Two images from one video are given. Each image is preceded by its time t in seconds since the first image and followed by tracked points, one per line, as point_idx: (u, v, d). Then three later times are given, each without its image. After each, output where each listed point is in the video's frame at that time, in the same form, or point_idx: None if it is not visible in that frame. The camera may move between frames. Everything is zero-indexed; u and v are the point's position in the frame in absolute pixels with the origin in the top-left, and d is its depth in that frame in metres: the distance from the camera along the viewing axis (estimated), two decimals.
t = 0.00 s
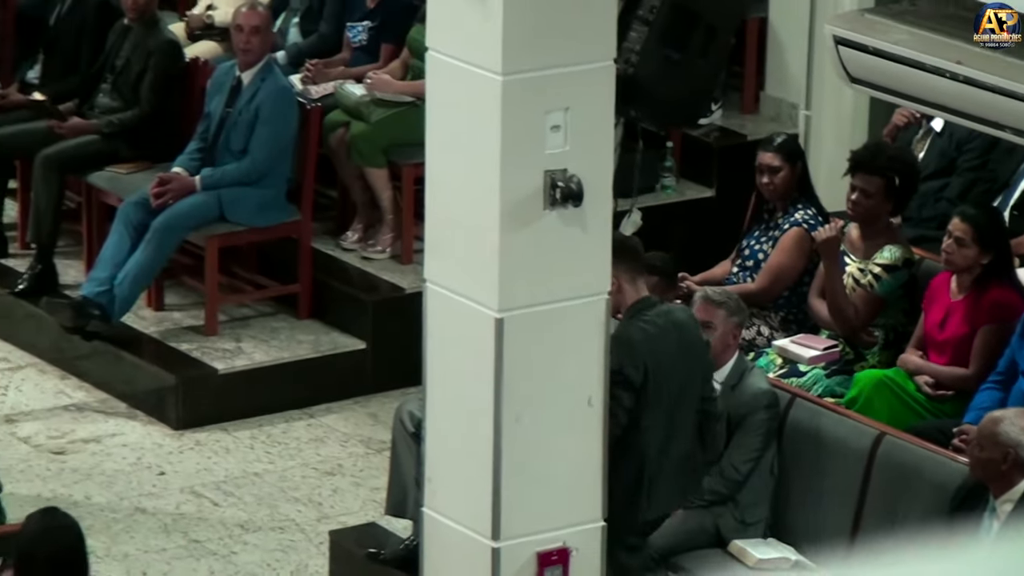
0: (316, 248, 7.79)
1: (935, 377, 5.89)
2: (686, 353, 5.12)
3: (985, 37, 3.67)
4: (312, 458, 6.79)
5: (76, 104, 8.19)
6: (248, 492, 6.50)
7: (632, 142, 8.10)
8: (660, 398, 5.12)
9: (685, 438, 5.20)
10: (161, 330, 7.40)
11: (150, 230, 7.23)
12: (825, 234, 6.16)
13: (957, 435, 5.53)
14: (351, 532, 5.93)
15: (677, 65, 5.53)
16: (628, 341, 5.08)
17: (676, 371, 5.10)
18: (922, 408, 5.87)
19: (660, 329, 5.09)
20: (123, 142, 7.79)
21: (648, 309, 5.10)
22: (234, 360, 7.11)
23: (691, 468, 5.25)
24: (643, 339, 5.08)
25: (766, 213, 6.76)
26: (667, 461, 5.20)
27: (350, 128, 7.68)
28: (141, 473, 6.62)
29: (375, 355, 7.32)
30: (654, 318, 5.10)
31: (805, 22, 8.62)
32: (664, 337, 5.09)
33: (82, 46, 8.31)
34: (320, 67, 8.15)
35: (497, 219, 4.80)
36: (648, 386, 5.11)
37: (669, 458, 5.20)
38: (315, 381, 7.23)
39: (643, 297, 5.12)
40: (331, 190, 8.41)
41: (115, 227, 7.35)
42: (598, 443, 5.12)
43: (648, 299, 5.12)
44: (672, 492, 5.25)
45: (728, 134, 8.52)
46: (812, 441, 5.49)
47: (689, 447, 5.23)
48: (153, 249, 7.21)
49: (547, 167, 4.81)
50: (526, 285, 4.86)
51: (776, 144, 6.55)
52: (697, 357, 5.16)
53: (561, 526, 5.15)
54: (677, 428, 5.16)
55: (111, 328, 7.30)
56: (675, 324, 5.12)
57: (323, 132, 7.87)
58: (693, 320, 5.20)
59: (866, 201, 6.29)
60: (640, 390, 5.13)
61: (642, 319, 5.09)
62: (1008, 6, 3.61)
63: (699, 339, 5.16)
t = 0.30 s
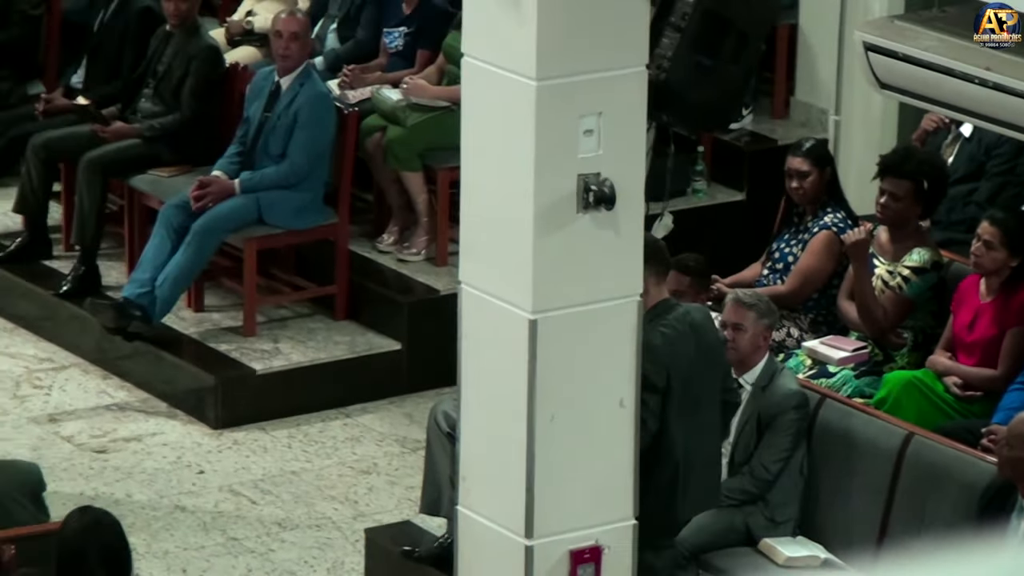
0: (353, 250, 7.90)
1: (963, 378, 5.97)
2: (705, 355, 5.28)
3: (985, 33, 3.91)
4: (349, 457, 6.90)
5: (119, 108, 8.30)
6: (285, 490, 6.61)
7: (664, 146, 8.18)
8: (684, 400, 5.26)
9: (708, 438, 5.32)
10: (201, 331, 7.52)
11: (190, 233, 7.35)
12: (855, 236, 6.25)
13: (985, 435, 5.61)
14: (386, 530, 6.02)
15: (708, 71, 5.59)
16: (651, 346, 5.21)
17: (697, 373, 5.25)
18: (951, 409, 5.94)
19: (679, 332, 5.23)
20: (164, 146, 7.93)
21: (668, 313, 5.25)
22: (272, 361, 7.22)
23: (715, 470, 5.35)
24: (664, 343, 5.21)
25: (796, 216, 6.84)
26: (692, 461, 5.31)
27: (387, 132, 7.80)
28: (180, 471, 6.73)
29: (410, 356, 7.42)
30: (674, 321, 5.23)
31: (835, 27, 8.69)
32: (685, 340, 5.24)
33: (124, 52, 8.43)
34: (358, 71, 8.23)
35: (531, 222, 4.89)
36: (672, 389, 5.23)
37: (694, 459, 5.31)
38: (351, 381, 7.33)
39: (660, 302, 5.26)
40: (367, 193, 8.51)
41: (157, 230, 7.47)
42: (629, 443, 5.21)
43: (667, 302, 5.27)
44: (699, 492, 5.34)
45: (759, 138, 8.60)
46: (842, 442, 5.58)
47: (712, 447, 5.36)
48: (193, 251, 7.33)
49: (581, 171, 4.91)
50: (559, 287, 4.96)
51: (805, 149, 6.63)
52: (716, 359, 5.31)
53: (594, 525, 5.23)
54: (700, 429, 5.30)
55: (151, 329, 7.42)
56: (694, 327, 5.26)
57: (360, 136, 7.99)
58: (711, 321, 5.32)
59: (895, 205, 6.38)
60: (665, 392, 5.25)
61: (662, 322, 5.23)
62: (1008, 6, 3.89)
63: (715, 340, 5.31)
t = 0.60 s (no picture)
0: (383, 246, 7.91)
1: (996, 374, 5.96)
2: (729, 351, 5.31)
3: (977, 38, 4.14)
4: (379, 452, 6.91)
5: (152, 104, 8.33)
6: (316, 485, 6.62)
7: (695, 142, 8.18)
8: (709, 395, 5.28)
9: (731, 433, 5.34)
10: (232, 326, 7.54)
11: (221, 229, 7.36)
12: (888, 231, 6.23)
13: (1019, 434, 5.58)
14: (416, 525, 6.04)
15: (740, 66, 5.52)
16: (677, 342, 5.22)
17: (721, 367, 5.28)
18: (983, 406, 5.93)
19: (706, 329, 5.25)
20: (195, 141, 7.94)
21: (694, 308, 5.26)
22: (303, 357, 7.23)
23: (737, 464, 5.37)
24: (691, 338, 5.22)
25: (827, 212, 6.82)
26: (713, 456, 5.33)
27: (417, 128, 7.81)
28: (212, 467, 6.75)
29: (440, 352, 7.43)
30: (700, 317, 5.25)
31: (866, 23, 8.66)
32: (709, 334, 5.26)
33: (156, 49, 8.45)
34: (388, 68, 8.25)
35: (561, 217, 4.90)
36: (697, 385, 5.25)
37: (717, 453, 5.33)
38: (382, 377, 7.34)
39: (689, 296, 5.26)
40: (397, 189, 8.52)
41: (188, 226, 7.49)
42: (659, 439, 5.21)
43: (694, 298, 5.28)
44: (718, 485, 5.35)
45: (790, 134, 8.59)
46: (873, 439, 5.57)
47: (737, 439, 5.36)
48: (224, 247, 7.35)
49: (611, 167, 4.91)
50: (589, 284, 4.96)
51: (836, 145, 6.61)
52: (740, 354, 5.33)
53: (622, 521, 5.23)
54: (722, 423, 5.32)
55: (183, 324, 7.45)
56: (720, 322, 5.29)
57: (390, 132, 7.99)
58: (737, 317, 5.35)
59: (927, 201, 6.35)
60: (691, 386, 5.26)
61: (690, 318, 5.24)
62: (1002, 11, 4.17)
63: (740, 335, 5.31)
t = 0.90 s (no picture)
0: (407, 239, 7.92)
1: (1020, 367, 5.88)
2: (749, 337, 5.28)
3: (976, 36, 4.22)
4: (402, 445, 6.92)
5: (176, 96, 8.39)
6: (339, 478, 6.64)
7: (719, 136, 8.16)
8: (729, 384, 5.28)
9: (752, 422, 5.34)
10: (255, 319, 7.56)
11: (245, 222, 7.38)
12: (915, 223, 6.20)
13: None
14: (438, 518, 6.05)
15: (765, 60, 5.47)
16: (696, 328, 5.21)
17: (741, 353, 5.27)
18: (1007, 399, 5.89)
19: (725, 315, 5.25)
20: (219, 134, 7.94)
21: (712, 294, 5.26)
22: (326, 350, 7.25)
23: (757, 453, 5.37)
24: (710, 324, 5.22)
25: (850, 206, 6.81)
26: (733, 441, 5.32)
27: (440, 121, 7.82)
28: (235, 459, 6.77)
29: (463, 345, 7.44)
30: (720, 303, 5.25)
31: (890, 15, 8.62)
32: (728, 321, 5.25)
33: (180, 41, 8.46)
34: (411, 61, 8.27)
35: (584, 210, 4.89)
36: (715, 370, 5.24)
37: (738, 442, 5.33)
38: (405, 370, 7.35)
39: (710, 282, 5.26)
40: (421, 181, 8.53)
41: (212, 219, 7.50)
42: (682, 431, 5.21)
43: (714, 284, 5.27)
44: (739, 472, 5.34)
45: (814, 128, 8.57)
46: (896, 431, 5.56)
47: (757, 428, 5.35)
48: (247, 240, 7.36)
49: (634, 160, 4.91)
50: (611, 277, 4.95)
51: (859, 139, 6.59)
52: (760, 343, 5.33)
53: (645, 514, 5.23)
54: (742, 409, 5.30)
55: (207, 317, 7.46)
56: (739, 309, 5.28)
57: (414, 125, 8.00)
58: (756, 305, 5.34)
59: (951, 194, 6.34)
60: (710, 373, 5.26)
61: (711, 305, 5.24)
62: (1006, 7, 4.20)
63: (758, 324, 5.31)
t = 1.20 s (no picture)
0: (426, 237, 7.93)
1: None
2: (771, 335, 5.24)
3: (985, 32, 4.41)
4: (421, 443, 6.93)
5: (197, 94, 8.40)
6: (359, 476, 6.65)
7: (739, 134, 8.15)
8: (745, 377, 5.25)
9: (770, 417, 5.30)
10: (276, 317, 7.59)
11: (265, 221, 7.39)
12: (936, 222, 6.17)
13: None
14: (458, 516, 6.06)
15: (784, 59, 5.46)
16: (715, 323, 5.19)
17: (758, 348, 5.24)
18: None
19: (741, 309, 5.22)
20: (240, 131, 7.96)
21: (730, 288, 5.24)
22: (345, 348, 7.27)
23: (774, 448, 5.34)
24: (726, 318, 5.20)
25: (870, 204, 6.79)
26: (751, 436, 5.29)
27: (460, 119, 7.82)
28: (255, 457, 6.79)
29: (483, 343, 7.44)
30: (737, 298, 5.23)
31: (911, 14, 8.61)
32: (745, 315, 5.22)
33: (201, 39, 8.48)
34: (432, 59, 8.28)
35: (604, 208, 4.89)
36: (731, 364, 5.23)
37: (753, 437, 5.30)
38: (424, 368, 7.36)
39: (728, 276, 5.24)
40: (441, 180, 8.53)
41: (232, 217, 7.51)
42: (702, 430, 5.21)
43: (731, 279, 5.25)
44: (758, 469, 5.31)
45: (834, 126, 8.56)
46: (916, 430, 5.55)
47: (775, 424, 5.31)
48: (268, 238, 7.37)
49: (654, 159, 4.91)
50: (631, 275, 4.95)
51: (879, 137, 6.58)
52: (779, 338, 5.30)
53: (665, 513, 5.23)
54: (761, 405, 5.27)
55: (227, 315, 7.48)
56: (759, 304, 5.25)
57: (433, 123, 8.01)
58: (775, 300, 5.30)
59: (972, 193, 6.32)
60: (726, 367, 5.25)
61: (726, 298, 5.21)
62: (1006, 7, 4.35)
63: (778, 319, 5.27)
